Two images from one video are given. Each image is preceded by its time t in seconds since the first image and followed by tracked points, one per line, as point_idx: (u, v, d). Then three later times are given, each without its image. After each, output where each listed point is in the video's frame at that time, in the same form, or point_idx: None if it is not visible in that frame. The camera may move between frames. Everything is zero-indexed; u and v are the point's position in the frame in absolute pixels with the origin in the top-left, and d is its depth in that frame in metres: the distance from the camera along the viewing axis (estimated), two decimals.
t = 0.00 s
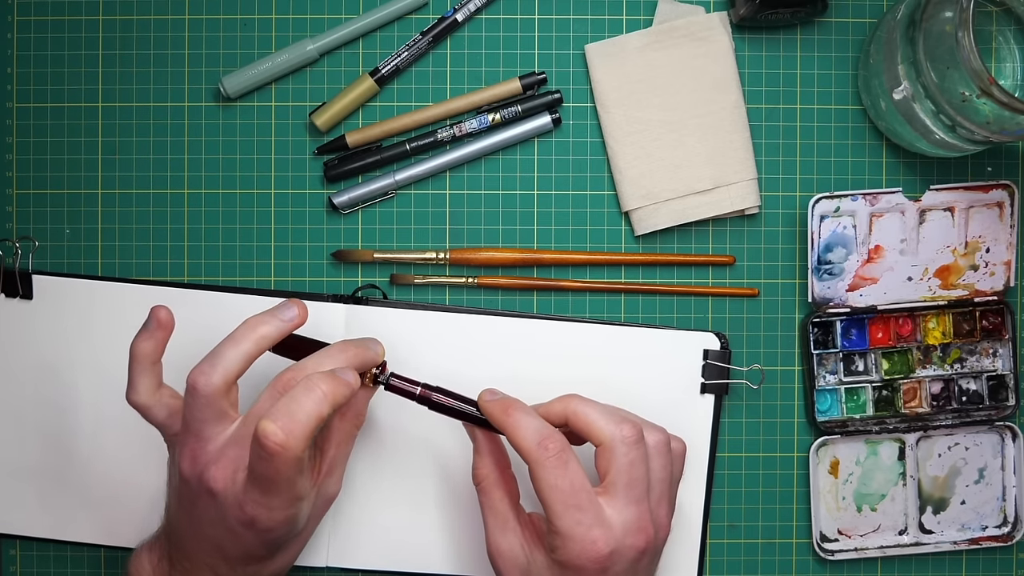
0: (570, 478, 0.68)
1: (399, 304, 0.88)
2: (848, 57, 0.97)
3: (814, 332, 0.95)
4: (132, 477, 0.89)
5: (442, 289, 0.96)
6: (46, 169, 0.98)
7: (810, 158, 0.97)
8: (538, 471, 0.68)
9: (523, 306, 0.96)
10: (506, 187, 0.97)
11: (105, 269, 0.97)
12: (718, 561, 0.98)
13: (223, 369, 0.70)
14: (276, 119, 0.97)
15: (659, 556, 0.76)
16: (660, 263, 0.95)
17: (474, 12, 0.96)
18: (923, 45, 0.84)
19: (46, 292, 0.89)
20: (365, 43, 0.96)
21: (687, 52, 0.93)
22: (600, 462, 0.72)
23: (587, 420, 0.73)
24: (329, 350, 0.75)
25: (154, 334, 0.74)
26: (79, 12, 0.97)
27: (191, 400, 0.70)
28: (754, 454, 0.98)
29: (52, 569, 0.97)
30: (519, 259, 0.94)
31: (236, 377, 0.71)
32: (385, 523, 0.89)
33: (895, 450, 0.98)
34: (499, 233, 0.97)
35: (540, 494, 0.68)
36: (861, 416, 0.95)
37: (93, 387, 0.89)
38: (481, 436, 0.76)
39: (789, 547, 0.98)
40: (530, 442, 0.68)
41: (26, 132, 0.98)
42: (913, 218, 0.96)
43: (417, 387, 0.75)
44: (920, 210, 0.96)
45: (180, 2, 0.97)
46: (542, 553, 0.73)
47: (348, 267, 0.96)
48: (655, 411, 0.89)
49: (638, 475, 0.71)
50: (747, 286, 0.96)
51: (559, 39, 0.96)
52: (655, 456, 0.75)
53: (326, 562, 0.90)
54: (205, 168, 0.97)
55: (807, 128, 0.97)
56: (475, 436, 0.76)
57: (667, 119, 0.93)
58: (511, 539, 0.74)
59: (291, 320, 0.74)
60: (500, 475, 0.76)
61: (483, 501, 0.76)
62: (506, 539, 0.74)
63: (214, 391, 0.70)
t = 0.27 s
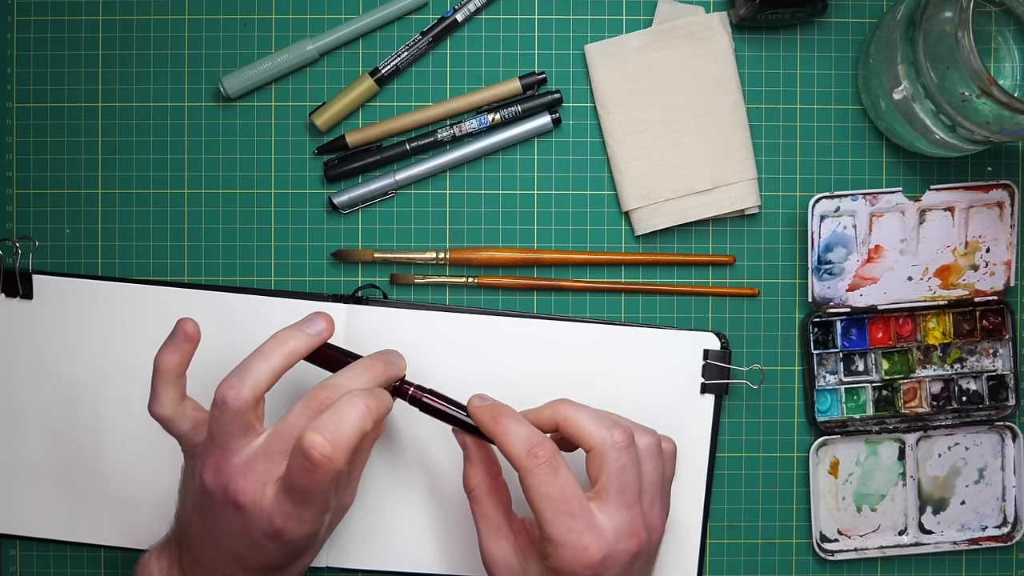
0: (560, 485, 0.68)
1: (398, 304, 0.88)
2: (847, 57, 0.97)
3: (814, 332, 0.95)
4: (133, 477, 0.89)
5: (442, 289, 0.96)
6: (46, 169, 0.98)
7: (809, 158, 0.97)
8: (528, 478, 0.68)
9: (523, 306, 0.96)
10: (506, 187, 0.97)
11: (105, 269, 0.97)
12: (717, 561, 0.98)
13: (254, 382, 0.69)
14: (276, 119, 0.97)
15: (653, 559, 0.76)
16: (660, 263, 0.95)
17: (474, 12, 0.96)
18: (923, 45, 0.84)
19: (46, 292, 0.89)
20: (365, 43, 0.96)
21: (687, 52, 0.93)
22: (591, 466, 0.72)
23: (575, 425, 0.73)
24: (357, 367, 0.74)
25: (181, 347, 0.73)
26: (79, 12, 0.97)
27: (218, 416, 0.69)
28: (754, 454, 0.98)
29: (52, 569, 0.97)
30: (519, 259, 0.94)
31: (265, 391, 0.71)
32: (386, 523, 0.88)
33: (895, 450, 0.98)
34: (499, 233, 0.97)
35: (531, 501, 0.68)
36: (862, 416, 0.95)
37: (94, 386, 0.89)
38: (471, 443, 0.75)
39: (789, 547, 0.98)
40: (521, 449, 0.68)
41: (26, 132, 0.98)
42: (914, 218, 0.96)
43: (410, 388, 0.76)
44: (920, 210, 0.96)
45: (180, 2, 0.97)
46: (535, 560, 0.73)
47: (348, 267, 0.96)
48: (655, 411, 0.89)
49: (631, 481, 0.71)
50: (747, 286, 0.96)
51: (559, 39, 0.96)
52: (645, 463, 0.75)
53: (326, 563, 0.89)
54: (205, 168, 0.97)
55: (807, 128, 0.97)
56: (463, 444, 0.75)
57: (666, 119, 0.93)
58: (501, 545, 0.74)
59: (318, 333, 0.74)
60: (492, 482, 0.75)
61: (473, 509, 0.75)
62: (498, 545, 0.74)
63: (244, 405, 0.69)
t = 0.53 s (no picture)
0: (556, 495, 0.68)
1: (398, 304, 0.88)
2: (847, 58, 0.97)
3: (814, 332, 0.96)
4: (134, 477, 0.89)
5: (442, 289, 0.96)
6: (46, 169, 0.98)
7: (809, 158, 0.97)
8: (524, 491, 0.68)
9: (523, 306, 0.96)
10: (506, 187, 0.97)
11: (105, 269, 0.97)
12: (718, 561, 0.98)
13: (286, 393, 0.69)
14: (276, 118, 0.97)
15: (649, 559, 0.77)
16: (660, 263, 0.95)
17: (474, 12, 0.96)
18: (923, 45, 0.84)
19: (46, 292, 0.89)
20: (365, 43, 0.96)
21: (687, 52, 0.93)
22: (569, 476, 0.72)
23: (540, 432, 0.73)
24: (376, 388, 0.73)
25: (232, 346, 0.74)
26: (79, 12, 0.97)
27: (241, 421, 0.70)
28: (754, 454, 0.98)
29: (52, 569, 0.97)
30: (519, 259, 0.94)
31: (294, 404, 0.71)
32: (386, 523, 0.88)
33: (895, 450, 0.98)
34: (499, 233, 0.97)
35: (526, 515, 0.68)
36: (862, 416, 0.95)
37: (94, 386, 0.89)
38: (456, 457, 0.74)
39: (789, 547, 0.98)
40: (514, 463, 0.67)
41: (26, 132, 0.98)
42: (913, 218, 0.96)
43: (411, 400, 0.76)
44: (920, 210, 0.96)
45: (180, 2, 0.97)
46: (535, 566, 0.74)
47: (348, 267, 0.96)
48: (656, 412, 0.89)
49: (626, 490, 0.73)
50: (747, 286, 0.96)
51: (559, 39, 0.96)
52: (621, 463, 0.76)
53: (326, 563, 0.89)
54: (206, 168, 0.97)
55: (807, 128, 0.97)
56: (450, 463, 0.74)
57: (667, 119, 0.93)
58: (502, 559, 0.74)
59: (353, 352, 0.75)
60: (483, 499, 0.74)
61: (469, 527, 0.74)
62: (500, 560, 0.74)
63: (272, 414, 0.69)
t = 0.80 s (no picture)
0: (566, 491, 0.71)
1: (398, 304, 0.88)
2: (848, 58, 0.97)
3: (814, 332, 0.96)
4: (134, 477, 0.89)
5: (442, 289, 0.96)
6: (46, 169, 0.98)
7: (810, 158, 0.97)
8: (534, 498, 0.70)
9: (523, 306, 0.96)
10: (506, 187, 0.97)
11: (105, 269, 0.97)
12: (718, 561, 0.98)
13: (353, 420, 0.73)
14: (276, 118, 0.97)
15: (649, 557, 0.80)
16: (660, 263, 0.95)
17: (474, 12, 0.96)
18: (923, 45, 0.84)
19: (46, 292, 0.89)
20: (365, 43, 0.96)
21: (687, 52, 0.93)
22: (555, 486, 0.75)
23: (517, 449, 0.74)
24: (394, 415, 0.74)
25: (331, 355, 0.77)
26: (79, 12, 0.97)
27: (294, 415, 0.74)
28: (754, 454, 0.98)
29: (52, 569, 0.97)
30: (519, 259, 0.94)
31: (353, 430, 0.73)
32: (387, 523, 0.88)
33: (895, 450, 0.98)
34: (499, 233, 0.97)
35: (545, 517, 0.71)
36: (862, 416, 0.95)
37: (94, 386, 0.89)
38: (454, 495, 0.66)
39: (789, 547, 0.98)
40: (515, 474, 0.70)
41: (26, 132, 0.98)
42: (913, 218, 0.96)
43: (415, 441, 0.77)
44: (920, 210, 0.96)
45: (179, 2, 0.97)
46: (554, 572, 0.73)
47: (348, 267, 0.96)
48: (656, 412, 0.89)
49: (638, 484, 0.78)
50: (747, 286, 0.96)
51: (559, 39, 0.96)
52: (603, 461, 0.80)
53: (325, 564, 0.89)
54: (205, 168, 0.97)
55: (807, 129, 0.97)
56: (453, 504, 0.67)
57: (667, 119, 0.93)
58: None
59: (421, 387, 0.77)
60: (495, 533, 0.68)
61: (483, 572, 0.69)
62: None
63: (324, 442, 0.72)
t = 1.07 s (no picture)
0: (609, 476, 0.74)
1: (397, 304, 0.88)
2: (848, 57, 0.97)
3: (814, 332, 0.95)
4: (133, 477, 0.89)
5: (442, 289, 0.96)
6: (46, 169, 0.98)
7: (810, 158, 0.97)
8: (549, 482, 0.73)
9: (523, 306, 0.96)
10: (506, 187, 0.97)
11: (105, 269, 0.97)
12: (718, 561, 0.98)
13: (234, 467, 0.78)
14: (276, 118, 0.97)
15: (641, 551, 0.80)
16: (660, 263, 0.95)
17: (474, 12, 0.96)
18: (923, 46, 0.84)
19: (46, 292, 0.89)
20: (365, 43, 0.96)
21: (687, 52, 0.93)
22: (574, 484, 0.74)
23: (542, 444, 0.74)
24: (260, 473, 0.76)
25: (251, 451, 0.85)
26: (79, 12, 0.97)
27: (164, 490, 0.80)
28: (754, 454, 0.98)
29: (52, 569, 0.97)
30: (519, 259, 0.94)
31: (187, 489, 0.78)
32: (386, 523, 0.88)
33: (895, 450, 0.98)
34: (499, 233, 0.97)
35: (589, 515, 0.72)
36: (862, 416, 0.95)
37: (94, 386, 0.89)
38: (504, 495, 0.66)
39: (789, 547, 0.98)
40: (569, 456, 0.73)
41: (26, 132, 0.98)
42: (913, 218, 0.96)
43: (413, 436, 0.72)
44: (920, 210, 0.96)
45: (180, 2, 0.97)
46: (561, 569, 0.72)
47: (348, 267, 0.96)
48: (656, 412, 0.89)
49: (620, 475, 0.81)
50: (747, 286, 0.96)
51: (559, 39, 0.96)
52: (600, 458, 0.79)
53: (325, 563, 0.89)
54: (205, 168, 0.97)
55: (807, 128, 0.97)
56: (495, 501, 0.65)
57: (667, 119, 0.93)
58: None
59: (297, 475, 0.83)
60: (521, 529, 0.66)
61: None
62: None
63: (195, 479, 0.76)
